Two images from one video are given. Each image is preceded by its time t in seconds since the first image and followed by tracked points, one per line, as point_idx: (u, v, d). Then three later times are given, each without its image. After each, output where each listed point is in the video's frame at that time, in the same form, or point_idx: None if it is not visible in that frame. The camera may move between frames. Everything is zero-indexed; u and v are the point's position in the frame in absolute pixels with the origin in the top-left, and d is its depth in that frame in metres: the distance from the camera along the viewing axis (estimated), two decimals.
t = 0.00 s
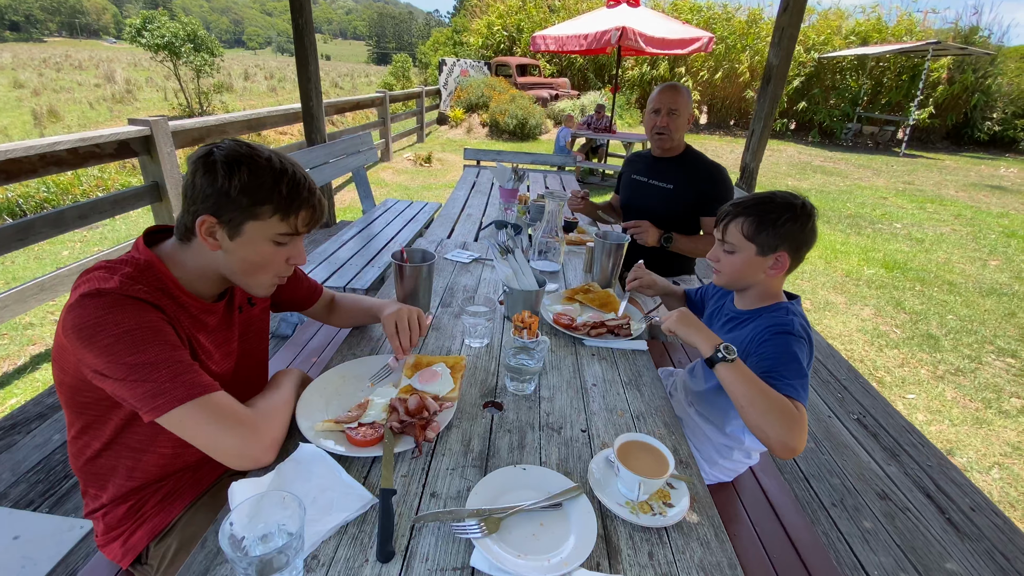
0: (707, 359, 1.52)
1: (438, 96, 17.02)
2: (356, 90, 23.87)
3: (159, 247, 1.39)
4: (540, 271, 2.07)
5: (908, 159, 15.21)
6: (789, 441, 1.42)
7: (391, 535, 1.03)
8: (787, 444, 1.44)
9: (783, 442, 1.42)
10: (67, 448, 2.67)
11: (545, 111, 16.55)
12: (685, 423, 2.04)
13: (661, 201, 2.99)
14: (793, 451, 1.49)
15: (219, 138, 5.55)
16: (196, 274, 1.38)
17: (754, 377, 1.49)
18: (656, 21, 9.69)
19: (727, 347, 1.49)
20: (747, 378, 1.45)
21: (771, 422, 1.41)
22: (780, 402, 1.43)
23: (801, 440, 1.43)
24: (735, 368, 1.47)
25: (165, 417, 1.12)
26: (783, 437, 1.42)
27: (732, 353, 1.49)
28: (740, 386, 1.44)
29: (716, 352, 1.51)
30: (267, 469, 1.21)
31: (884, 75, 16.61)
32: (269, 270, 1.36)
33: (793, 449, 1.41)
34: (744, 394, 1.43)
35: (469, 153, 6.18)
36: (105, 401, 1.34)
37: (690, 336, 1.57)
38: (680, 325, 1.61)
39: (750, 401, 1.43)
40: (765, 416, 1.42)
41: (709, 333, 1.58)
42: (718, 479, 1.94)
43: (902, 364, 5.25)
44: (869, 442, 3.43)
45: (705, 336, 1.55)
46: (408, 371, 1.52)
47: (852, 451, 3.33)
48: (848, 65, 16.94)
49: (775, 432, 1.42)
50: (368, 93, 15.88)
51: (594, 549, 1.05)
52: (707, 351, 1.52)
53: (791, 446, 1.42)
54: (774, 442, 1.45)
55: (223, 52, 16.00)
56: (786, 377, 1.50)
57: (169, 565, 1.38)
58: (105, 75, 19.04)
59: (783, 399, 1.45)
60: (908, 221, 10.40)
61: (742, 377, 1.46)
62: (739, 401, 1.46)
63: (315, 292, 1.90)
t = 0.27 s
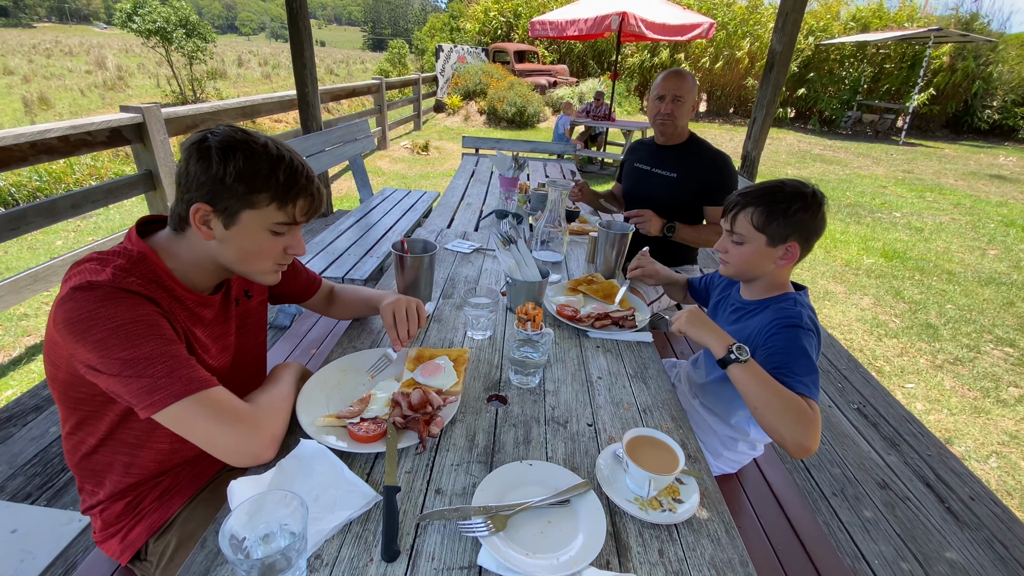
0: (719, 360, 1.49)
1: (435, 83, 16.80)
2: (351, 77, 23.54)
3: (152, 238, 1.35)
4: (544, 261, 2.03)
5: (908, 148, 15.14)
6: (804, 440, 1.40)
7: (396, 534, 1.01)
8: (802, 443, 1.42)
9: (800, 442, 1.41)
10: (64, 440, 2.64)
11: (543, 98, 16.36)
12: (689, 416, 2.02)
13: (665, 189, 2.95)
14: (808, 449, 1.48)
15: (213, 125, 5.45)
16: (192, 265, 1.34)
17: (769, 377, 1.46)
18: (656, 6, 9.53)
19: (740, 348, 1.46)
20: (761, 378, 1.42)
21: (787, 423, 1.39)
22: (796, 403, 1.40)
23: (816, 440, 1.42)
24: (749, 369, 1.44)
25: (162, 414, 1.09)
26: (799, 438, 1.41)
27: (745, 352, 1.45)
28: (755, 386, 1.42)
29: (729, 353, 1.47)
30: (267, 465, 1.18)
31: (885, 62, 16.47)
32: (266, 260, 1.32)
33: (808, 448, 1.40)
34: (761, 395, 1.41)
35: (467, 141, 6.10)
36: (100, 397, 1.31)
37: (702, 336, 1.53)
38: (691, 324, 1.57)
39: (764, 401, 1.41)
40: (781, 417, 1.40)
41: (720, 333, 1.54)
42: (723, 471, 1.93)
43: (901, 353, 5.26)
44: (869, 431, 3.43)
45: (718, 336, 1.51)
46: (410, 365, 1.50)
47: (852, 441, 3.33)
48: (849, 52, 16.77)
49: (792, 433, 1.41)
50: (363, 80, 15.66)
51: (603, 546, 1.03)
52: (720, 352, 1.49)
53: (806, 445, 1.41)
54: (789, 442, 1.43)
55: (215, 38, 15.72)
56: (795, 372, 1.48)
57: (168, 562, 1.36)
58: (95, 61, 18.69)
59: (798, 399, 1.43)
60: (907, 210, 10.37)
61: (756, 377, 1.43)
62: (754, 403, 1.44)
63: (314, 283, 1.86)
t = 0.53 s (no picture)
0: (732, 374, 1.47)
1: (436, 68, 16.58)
2: (351, 62, 23.27)
3: (150, 224, 1.31)
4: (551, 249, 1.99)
5: (914, 136, 14.95)
6: (828, 442, 1.40)
7: (405, 529, 0.98)
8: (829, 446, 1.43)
9: (823, 444, 1.41)
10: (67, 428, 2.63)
11: (546, 85, 16.15)
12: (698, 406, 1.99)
13: (674, 177, 2.89)
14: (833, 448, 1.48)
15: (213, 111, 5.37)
16: (192, 252, 1.31)
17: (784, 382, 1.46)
18: None
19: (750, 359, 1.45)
20: (778, 386, 1.42)
21: (809, 428, 1.39)
22: (816, 406, 1.40)
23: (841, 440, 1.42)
24: (764, 379, 1.43)
25: (163, 405, 1.06)
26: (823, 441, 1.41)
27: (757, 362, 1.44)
28: (773, 396, 1.41)
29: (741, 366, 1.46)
30: (272, 458, 1.15)
31: (893, 48, 16.20)
32: (268, 248, 1.28)
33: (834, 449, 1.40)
34: (781, 403, 1.40)
35: (470, 127, 6.01)
36: (99, 386, 1.28)
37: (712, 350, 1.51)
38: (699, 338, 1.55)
39: (783, 409, 1.40)
40: (803, 423, 1.40)
41: (729, 345, 1.52)
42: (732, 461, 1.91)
43: (906, 343, 5.23)
44: (875, 422, 3.41)
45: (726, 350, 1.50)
46: (416, 355, 1.47)
47: (858, 431, 3.31)
48: (857, 38, 16.49)
49: (816, 438, 1.40)
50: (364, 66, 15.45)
51: (617, 541, 1.00)
52: (731, 366, 1.47)
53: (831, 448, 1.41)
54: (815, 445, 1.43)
55: (214, 22, 15.50)
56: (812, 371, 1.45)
57: (172, 553, 1.34)
58: (93, 46, 18.48)
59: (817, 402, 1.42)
60: (914, 199, 10.26)
61: (771, 385, 1.43)
62: (773, 411, 1.43)
63: (317, 271, 1.82)
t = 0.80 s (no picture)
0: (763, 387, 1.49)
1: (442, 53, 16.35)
2: (356, 47, 23.01)
3: (154, 207, 1.27)
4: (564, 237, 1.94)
5: (929, 124, 14.66)
6: (868, 445, 1.44)
7: (418, 524, 0.95)
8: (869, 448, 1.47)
9: (864, 447, 1.45)
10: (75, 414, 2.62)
11: (553, 70, 15.91)
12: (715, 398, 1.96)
13: (690, 163, 2.84)
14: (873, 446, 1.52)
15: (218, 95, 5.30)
16: (197, 237, 1.26)
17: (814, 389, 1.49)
18: None
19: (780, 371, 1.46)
20: (809, 394, 1.46)
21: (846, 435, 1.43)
22: (850, 412, 1.43)
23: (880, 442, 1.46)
24: (795, 390, 1.46)
25: (168, 393, 1.03)
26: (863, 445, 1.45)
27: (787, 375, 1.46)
28: (807, 405, 1.45)
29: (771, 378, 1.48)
30: (280, 449, 1.12)
31: (909, 34, 15.82)
32: (275, 232, 1.23)
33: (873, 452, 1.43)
34: (815, 411, 1.44)
35: (478, 113, 5.92)
36: (104, 373, 1.25)
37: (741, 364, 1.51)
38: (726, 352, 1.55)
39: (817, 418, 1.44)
40: (840, 431, 1.43)
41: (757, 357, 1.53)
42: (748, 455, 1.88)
43: (919, 335, 5.15)
44: (888, 415, 3.36)
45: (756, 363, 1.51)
46: (427, 344, 1.43)
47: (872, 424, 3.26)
48: (872, 23, 16.11)
49: (855, 442, 1.44)
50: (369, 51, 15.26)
51: (639, 540, 0.97)
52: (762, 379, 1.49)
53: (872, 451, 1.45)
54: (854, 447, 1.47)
55: (218, 6, 15.32)
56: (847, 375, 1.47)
57: (179, 543, 1.33)
58: (97, 30, 18.33)
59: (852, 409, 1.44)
60: (928, 189, 10.08)
61: (803, 395, 1.46)
62: (806, 420, 1.47)
63: (325, 257, 1.78)
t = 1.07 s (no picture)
0: (792, 378, 1.46)
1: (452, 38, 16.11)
2: (364, 31, 22.76)
3: (162, 190, 1.23)
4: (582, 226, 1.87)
5: (949, 113, 14.29)
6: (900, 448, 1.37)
7: (436, 526, 0.91)
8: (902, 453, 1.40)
9: (895, 450, 1.38)
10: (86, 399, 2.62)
11: (564, 56, 15.64)
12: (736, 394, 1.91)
13: (709, 150, 2.76)
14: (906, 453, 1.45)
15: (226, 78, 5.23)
16: (205, 223, 1.22)
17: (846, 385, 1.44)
18: None
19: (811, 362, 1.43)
20: (841, 390, 1.41)
21: (878, 435, 1.37)
22: (883, 411, 1.37)
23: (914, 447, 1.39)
24: (826, 383, 1.42)
25: (177, 385, 0.99)
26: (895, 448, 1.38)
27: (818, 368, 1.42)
28: (838, 400, 1.40)
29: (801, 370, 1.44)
30: (293, 444, 1.08)
31: (931, 19, 15.37)
32: (285, 216, 1.18)
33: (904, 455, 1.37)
34: (845, 407, 1.39)
35: (488, 98, 5.81)
36: (112, 363, 1.22)
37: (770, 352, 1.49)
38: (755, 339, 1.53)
39: (848, 415, 1.39)
40: (871, 431, 1.38)
41: (787, 347, 1.50)
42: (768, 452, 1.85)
43: (937, 330, 5.04)
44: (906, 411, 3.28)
45: (786, 352, 1.48)
46: (443, 336, 1.38)
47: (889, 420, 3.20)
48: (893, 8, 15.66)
49: (887, 444, 1.38)
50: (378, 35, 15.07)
51: (666, 546, 0.92)
52: (791, 370, 1.45)
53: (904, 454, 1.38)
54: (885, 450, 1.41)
55: None
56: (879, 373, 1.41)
57: (190, 535, 1.31)
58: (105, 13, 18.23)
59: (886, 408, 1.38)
60: (947, 180, 9.84)
61: (834, 390, 1.41)
62: (836, 416, 1.42)
63: (337, 244, 1.73)
